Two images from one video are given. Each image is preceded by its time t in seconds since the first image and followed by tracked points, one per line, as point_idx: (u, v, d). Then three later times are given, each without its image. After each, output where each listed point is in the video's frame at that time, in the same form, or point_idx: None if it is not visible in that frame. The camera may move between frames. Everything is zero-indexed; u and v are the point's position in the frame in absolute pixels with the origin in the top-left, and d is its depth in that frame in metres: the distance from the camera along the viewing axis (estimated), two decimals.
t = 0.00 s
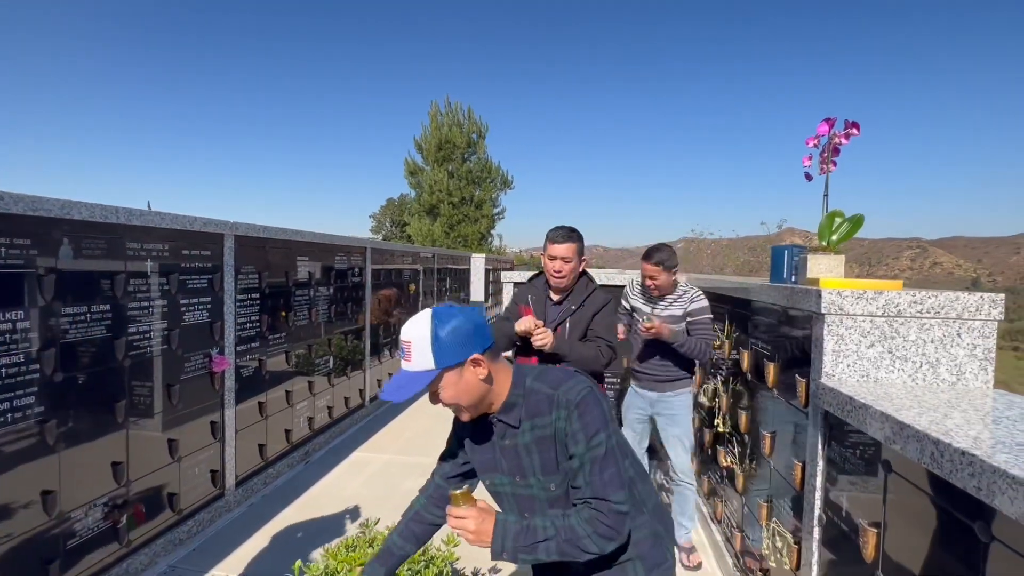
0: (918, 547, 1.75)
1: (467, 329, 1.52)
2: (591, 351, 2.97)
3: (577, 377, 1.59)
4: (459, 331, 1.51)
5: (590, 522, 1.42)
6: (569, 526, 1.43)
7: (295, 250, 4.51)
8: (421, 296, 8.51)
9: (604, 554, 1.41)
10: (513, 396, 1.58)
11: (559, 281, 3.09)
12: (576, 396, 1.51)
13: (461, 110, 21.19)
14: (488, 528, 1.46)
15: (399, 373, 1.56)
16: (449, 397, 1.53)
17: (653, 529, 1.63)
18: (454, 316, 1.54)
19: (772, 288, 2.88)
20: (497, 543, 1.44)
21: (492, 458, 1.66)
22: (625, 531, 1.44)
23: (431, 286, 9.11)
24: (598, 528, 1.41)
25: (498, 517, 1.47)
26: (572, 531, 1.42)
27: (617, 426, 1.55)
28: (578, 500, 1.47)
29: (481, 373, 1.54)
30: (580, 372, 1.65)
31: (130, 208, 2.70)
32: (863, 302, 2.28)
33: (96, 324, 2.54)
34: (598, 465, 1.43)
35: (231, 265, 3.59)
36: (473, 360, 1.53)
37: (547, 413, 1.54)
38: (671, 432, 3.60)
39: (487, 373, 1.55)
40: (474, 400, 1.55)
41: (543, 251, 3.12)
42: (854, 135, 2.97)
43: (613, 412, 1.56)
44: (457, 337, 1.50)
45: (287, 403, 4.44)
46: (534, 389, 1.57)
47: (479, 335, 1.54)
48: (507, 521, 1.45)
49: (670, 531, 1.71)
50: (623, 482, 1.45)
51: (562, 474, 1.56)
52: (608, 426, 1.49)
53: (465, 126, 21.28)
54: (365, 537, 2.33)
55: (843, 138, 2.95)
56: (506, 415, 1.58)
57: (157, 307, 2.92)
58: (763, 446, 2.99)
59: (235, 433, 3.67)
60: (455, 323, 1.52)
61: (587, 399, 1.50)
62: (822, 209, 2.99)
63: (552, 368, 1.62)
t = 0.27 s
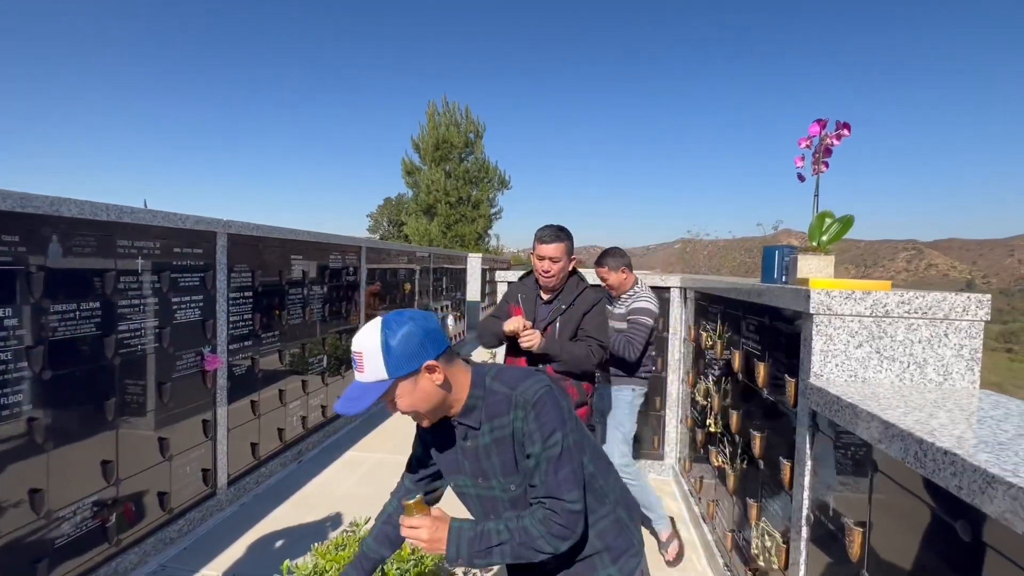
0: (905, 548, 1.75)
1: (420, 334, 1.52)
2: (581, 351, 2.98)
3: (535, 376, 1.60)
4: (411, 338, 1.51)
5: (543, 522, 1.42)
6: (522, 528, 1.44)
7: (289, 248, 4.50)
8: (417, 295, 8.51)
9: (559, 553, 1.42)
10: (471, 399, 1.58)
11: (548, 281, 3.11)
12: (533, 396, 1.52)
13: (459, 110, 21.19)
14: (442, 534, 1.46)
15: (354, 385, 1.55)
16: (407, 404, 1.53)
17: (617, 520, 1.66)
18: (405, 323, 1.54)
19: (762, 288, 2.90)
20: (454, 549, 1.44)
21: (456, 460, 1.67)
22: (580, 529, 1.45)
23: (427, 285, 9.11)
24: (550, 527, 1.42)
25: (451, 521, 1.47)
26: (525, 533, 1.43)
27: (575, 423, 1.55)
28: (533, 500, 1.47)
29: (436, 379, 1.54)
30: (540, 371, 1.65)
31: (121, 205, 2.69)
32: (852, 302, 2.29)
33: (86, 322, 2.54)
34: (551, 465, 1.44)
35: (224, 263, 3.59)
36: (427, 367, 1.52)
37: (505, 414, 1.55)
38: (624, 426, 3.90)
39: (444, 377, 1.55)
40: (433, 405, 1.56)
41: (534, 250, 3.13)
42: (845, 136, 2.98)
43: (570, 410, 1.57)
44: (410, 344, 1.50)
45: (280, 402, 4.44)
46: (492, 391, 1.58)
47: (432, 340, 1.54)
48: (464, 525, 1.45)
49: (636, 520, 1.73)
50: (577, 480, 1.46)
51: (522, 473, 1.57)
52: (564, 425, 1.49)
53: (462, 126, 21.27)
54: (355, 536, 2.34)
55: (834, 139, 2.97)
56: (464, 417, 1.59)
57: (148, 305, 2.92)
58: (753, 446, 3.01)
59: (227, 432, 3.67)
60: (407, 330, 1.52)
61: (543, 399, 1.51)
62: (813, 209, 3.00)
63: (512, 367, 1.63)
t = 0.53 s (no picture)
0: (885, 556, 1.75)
1: (424, 312, 1.56)
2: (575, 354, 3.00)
3: (530, 376, 1.60)
4: (416, 314, 1.54)
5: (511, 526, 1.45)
6: (488, 531, 1.47)
7: (285, 249, 4.52)
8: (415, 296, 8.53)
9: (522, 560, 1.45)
10: (467, 384, 1.61)
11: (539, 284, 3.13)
12: (522, 397, 1.53)
13: (459, 111, 21.23)
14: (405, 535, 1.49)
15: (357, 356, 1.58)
16: (406, 379, 1.56)
17: (594, 533, 1.67)
18: (412, 300, 1.58)
19: (751, 293, 2.93)
20: (416, 544, 1.47)
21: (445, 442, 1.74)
22: (547, 537, 1.46)
23: (425, 286, 9.13)
24: (516, 532, 1.44)
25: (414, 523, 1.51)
26: (491, 536, 1.46)
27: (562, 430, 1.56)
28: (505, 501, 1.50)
29: (437, 357, 1.58)
30: (536, 371, 1.65)
31: (114, 207, 2.71)
32: (838, 308, 2.31)
33: (78, 323, 2.55)
34: (527, 469, 1.46)
35: (218, 264, 3.61)
36: (430, 343, 1.56)
37: (492, 409, 1.58)
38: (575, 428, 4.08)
39: (444, 358, 1.58)
40: (431, 384, 1.59)
41: (524, 254, 3.15)
42: (835, 142, 3.00)
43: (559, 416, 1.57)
44: (414, 319, 1.53)
45: (275, 403, 4.45)
46: (486, 382, 1.61)
47: (435, 319, 1.57)
48: (429, 524, 1.48)
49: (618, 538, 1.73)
50: (552, 488, 1.47)
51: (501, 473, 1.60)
52: (548, 430, 1.50)
53: (462, 127, 21.30)
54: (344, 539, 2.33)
55: (824, 144, 2.99)
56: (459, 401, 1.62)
57: (141, 306, 2.94)
58: (742, 452, 3.03)
59: (220, 433, 3.68)
60: (413, 307, 1.55)
61: (530, 402, 1.51)
62: (803, 215, 3.02)
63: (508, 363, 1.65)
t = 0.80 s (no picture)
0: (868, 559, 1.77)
1: (505, 282, 1.69)
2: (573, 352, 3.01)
3: (572, 381, 1.62)
4: (500, 281, 1.67)
5: (508, 517, 1.46)
6: (489, 514, 1.48)
7: (285, 250, 4.57)
8: (416, 297, 8.57)
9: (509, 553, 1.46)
10: (519, 361, 1.71)
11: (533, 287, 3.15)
12: (557, 399, 1.55)
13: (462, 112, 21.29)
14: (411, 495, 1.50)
15: (435, 300, 1.71)
16: (468, 335, 1.68)
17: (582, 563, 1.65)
18: (502, 269, 1.71)
19: (743, 295, 2.95)
20: (416, 503, 1.49)
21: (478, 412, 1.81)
22: (540, 544, 1.46)
23: (427, 287, 9.18)
24: (513, 526, 1.45)
25: (424, 483, 1.52)
26: (490, 519, 1.47)
27: (584, 445, 1.57)
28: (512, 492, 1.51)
29: (501, 327, 1.69)
30: (581, 381, 1.67)
31: (114, 207, 2.75)
32: (827, 311, 2.33)
33: (77, 322, 2.59)
34: (539, 471, 1.47)
35: (217, 264, 3.65)
36: (501, 310, 1.68)
37: (527, 398, 1.62)
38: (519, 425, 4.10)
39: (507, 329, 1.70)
40: (489, 348, 1.70)
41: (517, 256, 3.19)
42: (827, 145, 3.02)
43: (586, 431, 1.58)
44: (495, 284, 1.66)
45: (274, 403, 4.49)
46: (534, 370, 1.68)
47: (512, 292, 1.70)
48: (434, 486, 1.50)
49: None
50: (557, 500, 1.48)
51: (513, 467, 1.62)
52: (570, 439, 1.51)
53: (465, 128, 21.35)
54: (338, 537, 2.38)
55: (816, 148, 3.01)
56: (505, 374, 1.72)
57: (141, 306, 2.98)
58: (735, 454, 3.05)
59: (218, 432, 3.73)
60: (501, 273, 1.69)
61: (561, 406, 1.54)
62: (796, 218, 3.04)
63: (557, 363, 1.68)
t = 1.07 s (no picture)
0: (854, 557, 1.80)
1: (622, 271, 1.70)
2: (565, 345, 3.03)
3: (652, 392, 1.58)
4: (614, 268, 1.70)
5: (543, 495, 1.50)
6: (526, 487, 1.53)
7: (289, 250, 4.63)
8: (421, 297, 8.64)
9: (533, 530, 1.50)
10: (606, 354, 1.70)
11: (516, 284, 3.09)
12: (629, 402, 1.52)
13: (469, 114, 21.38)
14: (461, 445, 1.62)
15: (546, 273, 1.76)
16: (567, 311, 1.71)
17: None
18: (620, 259, 1.73)
19: (739, 296, 2.97)
20: (464, 455, 1.61)
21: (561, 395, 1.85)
22: (566, 535, 1.47)
23: (432, 287, 9.24)
24: (547, 505, 1.48)
25: (477, 439, 1.63)
26: (526, 491, 1.52)
27: (646, 458, 1.51)
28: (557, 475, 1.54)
29: (599, 315, 1.70)
30: (664, 395, 1.61)
31: (121, 208, 2.82)
32: (819, 311, 2.22)
33: (83, 320, 2.66)
34: (587, 465, 1.47)
35: (222, 264, 3.72)
36: (603, 297, 1.69)
37: (601, 392, 1.62)
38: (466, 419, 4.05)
39: (607, 316, 1.70)
40: (584, 332, 1.71)
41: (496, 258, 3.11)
42: (824, 146, 3.03)
43: (652, 446, 1.52)
44: (612, 269, 1.69)
45: (278, 401, 4.56)
46: (616, 369, 1.65)
47: (622, 282, 1.71)
48: (483, 444, 1.60)
49: None
50: (597, 501, 1.45)
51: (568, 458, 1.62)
52: (629, 445, 1.47)
53: (471, 129, 21.43)
54: (336, 532, 2.43)
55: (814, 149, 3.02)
56: (590, 362, 1.72)
57: (147, 305, 3.05)
58: (730, 455, 3.07)
59: (223, 429, 3.79)
60: (617, 261, 1.71)
61: (631, 411, 1.50)
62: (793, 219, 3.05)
63: (643, 368, 1.64)
